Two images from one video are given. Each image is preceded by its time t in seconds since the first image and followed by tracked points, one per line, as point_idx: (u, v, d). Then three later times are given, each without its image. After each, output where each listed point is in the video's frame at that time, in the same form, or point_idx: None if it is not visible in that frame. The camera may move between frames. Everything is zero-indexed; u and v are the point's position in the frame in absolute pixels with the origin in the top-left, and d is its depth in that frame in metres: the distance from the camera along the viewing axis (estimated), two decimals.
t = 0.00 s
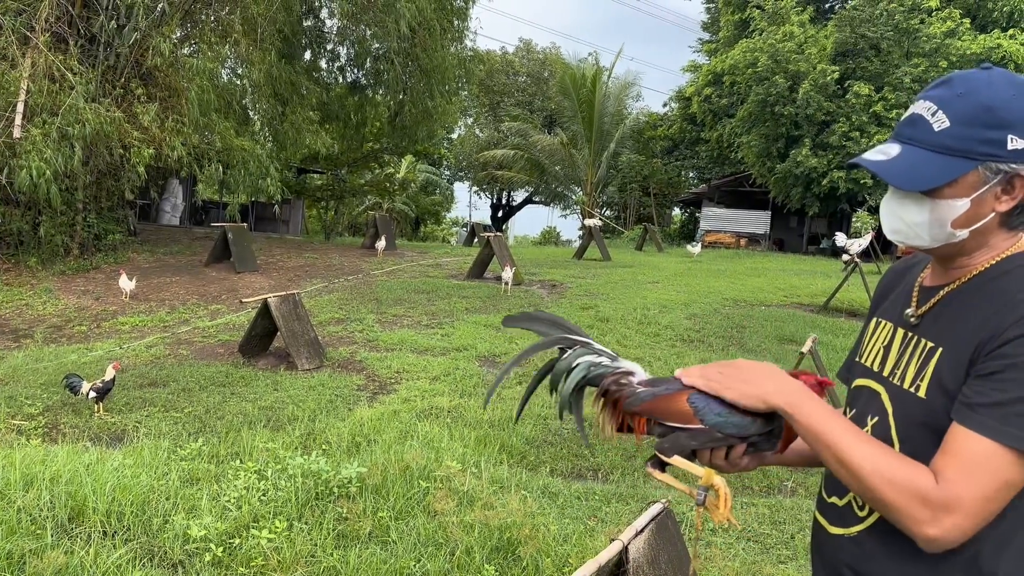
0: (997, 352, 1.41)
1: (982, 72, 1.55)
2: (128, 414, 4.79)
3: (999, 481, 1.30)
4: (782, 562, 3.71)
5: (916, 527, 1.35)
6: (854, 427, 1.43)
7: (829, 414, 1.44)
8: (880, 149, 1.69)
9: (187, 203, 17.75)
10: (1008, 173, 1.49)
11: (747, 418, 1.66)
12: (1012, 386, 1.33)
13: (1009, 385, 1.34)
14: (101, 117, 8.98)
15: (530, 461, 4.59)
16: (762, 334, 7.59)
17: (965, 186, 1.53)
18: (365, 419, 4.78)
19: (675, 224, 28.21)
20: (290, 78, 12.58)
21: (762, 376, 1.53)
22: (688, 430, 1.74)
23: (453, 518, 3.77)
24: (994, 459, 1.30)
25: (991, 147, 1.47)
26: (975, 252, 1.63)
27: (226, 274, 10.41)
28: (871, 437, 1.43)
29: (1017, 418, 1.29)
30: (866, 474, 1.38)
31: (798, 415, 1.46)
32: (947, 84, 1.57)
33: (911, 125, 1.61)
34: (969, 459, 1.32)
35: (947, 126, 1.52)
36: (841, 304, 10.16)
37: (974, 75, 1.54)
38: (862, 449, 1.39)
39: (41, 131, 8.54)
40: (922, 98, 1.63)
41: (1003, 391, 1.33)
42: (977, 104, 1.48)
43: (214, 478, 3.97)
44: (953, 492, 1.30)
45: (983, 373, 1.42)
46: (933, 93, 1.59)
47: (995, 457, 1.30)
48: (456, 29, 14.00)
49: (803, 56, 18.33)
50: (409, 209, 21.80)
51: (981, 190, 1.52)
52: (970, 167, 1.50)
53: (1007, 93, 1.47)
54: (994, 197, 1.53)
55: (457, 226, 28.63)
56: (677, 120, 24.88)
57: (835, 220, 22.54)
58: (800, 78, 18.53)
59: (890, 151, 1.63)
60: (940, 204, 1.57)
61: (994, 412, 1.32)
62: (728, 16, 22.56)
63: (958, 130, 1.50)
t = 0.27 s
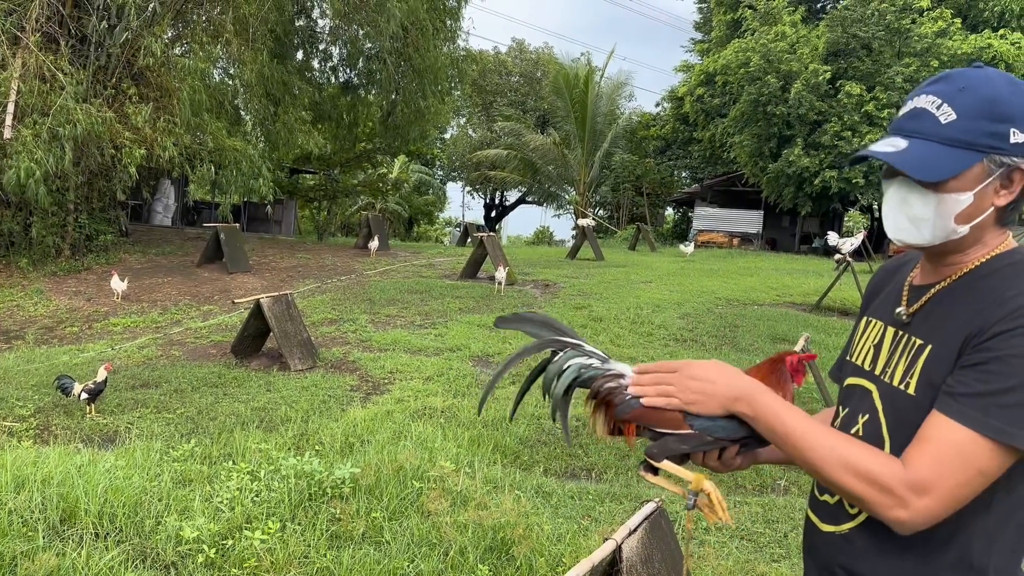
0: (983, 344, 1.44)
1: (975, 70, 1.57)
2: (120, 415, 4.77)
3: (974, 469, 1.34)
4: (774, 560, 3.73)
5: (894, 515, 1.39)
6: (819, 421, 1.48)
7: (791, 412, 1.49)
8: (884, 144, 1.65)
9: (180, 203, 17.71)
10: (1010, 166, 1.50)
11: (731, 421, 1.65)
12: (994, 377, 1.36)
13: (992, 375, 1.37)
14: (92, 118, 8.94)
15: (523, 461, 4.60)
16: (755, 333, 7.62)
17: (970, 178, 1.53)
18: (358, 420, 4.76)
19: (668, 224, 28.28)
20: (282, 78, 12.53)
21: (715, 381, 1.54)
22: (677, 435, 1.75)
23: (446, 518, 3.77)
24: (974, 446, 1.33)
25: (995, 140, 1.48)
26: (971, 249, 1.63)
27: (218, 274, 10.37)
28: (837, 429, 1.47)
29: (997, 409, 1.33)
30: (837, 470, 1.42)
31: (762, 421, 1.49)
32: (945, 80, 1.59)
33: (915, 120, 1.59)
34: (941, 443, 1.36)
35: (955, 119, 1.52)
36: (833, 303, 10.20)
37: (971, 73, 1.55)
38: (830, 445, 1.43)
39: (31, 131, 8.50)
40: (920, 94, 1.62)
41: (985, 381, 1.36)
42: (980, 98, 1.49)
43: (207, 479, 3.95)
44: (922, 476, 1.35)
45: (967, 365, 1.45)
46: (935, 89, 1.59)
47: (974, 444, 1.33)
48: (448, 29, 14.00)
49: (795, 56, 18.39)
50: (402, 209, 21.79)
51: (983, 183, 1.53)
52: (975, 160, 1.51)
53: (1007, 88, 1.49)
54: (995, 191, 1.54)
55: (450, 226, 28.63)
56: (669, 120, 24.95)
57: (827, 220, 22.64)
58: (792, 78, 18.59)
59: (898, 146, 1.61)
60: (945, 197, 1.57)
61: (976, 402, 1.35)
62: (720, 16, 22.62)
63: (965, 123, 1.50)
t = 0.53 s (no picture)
0: (969, 331, 1.47)
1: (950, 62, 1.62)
2: (108, 417, 4.73)
3: (952, 449, 1.37)
4: (764, 557, 3.76)
5: (873, 497, 1.39)
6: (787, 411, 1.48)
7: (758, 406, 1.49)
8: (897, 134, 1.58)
9: (167, 203, 17.63)
10: (1000, 151, 1.57)
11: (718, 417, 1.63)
12: (977, 361, 1.39)
13: (975, 360, 1.40)
14: (78, 117, 8.87)
15: (514, 460, 4.59)
16: (744, 332, 7.65)
17: (976, 163, 1.57)
18: (348, 420, 4.75)
19: (657, 223, 28.37)
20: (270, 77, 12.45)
21: (681, 383, 1.51)
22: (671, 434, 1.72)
23: (437, 519, 3.77)
24: (955, 425, 1.36)
25: (996, 125, 1.52)
26: (960, 238, 1.68)
27: (206, 275, 10.31)
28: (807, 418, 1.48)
29: (978, 391, 1.36)
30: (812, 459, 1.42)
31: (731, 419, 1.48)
32: (936, 72, 1.58)
33: (920, 109, 1.55)
34: (918, 423, 1.38)
35: (961, 105, 1.50)
36: (822, 301, 10.27)
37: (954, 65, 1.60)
38: (802, 434, 1.44)
39: (16, 132, 8.43)
40: (913, 86, 1.59)
41: (968, 365, 1.40)
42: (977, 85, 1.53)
43: (196, 480, 3.93)
44: (901, 456, 1.37)
45: (952, 352, 1.47)
46: (931, 78, 1.57)
47: (954, 422, 1.36)
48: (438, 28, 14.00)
49: (782, 56, 18.48)
50: (392, 209, 21.76)
51: (984, 168, 1.58)
52: (983, 144, 1.54)
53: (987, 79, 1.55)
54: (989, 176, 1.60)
55: (440, 225, 28.61)
56: (658, 119, 25.03)
57: (815, 218, 22.80)
58: (780, 77, 18.68)
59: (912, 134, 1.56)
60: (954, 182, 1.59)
61: (959, 384, 1.38)
62: (708, 15, 22.69)
63: (973, 107, 1.50)
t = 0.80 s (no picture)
0: (957, 333, 1.51)
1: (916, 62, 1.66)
2: (90, 419, 4.69)
3: (969, 457, 1.41)
4: (749, 553, 3.78)
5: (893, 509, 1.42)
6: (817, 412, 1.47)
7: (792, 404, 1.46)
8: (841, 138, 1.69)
9: (149, 204, 17.50)
10: (958, 149, 1.59)
11: (690, 412, 1.66)
12: (975, 364, 1.43)
13: (971, 364, 1.44)
14: (58, 117, 8.78)
15: (500, 459, 4.60)
16: (729, 329, 7.69)
17: (925, 163, 1.60)
18: (333, 420, 4.73)
19: (643, 221, 28.48)
20: (253, 76, 12.38)
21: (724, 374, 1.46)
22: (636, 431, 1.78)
23: (422, 518, 3.76)
24: (955, 432, 1.41)
25: (945, 125, 1.55)
26: (927, 235, 1.71)
27: (189, 276, 10.24)
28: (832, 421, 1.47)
29: (980, 396, 1.40)
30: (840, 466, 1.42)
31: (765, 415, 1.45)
32: (891, 72, 1.64)
33: (866, 112, 1.64)
34: (932, 434, 1.42)
35: (903, 108, 1.57)
36: (806, 298, 10.35)
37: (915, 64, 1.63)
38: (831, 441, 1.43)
39: None
40: (868, 90, 1.67)
41: (965, 369, 1.43)
42: (927, 84, 1.56)
43: (179, 482, 3.90)
44: (925, 471, 1.39)
45: (944, 355, 1.51)
46: (882, 82, 1.64)
47: (955, 430, 1.41)
48: (422, 27, 13.99)
49: (765, 54, 18.61)
50: (377, 209, 21.72)
51: (937, 167, 1.60)
52: (930, 144, 1.58)
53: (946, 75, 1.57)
54: (948, 175, 1.61)
55: (426, 225, 28.57)
56: (643, 118, 25.12)
57: (800, 216, 22.97)
58: (763, 75, 18.80)
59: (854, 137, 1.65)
60: (903, 182, 1.62)
61: (959, 391, 1.42)
62: (692, 14, 22.79)
63: (913, 110, 1.56)
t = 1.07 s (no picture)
0: (924, 336, 1.51)
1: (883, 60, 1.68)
2: (65, 423, 4.63)
3: (957, 459, 1.41)
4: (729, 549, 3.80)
5: (889, 522, 1.43)
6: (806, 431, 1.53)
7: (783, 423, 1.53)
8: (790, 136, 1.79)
9: (127, 205, 17.36)
10: (907, 154, 1.59)
11: (644, 393, 1.78)
12: (946, 367, 1.43)
13: (942, 367, 1.44)
14: (32, 118, 8.67)
15: (480, 458, 4.58)
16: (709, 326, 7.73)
17: (866, 168, 1.63)
18: (312, 422, 4.69)
19: (624, 220, 28.59)
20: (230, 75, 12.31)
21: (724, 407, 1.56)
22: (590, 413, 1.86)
23: (402, 519, 3.74)
24: (929, 437, 1.41)
25: (889, 129, 1.58)
26: (888, 234, 1.72)
27: (168, 277, 10.15)
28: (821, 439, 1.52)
29: (955, 399, 1.40)
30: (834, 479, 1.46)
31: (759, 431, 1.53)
32: (850, 74, 1.68)
33: (817, 112, 1.72)
34: (912, 442, 1.43)
35: (847, 111, 1.63)
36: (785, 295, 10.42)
37: (874, 65, 1.65)
38: (823, 456, 1.48)
39: None
40: (826, 90, 1.74)
41: (937, 372, 1.43)
42: (875, 88, 1.60)
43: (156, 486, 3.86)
44: (914, 480, 1.40)
45: (913, 356, 1.52)
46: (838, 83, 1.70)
47: (930, 436, 1.41)
48: (401, 25, 14.00)
49: (744, 53, 18.75)
50: (357, 208, 21.67)
51: (883, 171, 1.62)
52: (871, 149, 1.61)
53: (903, 77, 1.58)
54: (896, 178, 1.62)
55: (407, 225, 28.51)
56: (624, 117, 25.21)
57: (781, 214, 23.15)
58: (742, 74, 18.94)
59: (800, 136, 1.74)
60: (846, 186, 1.66)
61: (931, 395, 1.42)
62: (671, 13, 22.90)
63: (857, 113, 1.61)
